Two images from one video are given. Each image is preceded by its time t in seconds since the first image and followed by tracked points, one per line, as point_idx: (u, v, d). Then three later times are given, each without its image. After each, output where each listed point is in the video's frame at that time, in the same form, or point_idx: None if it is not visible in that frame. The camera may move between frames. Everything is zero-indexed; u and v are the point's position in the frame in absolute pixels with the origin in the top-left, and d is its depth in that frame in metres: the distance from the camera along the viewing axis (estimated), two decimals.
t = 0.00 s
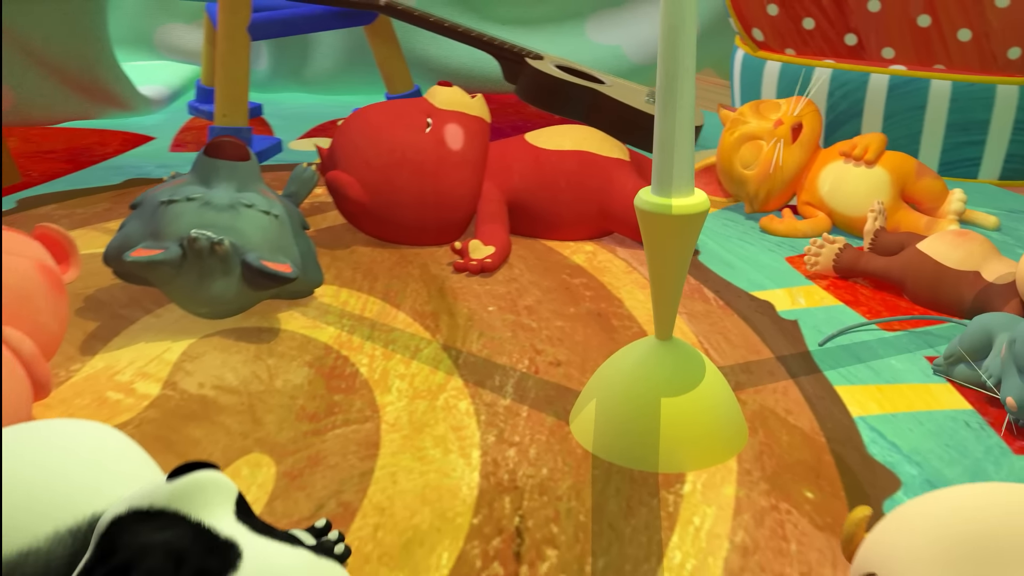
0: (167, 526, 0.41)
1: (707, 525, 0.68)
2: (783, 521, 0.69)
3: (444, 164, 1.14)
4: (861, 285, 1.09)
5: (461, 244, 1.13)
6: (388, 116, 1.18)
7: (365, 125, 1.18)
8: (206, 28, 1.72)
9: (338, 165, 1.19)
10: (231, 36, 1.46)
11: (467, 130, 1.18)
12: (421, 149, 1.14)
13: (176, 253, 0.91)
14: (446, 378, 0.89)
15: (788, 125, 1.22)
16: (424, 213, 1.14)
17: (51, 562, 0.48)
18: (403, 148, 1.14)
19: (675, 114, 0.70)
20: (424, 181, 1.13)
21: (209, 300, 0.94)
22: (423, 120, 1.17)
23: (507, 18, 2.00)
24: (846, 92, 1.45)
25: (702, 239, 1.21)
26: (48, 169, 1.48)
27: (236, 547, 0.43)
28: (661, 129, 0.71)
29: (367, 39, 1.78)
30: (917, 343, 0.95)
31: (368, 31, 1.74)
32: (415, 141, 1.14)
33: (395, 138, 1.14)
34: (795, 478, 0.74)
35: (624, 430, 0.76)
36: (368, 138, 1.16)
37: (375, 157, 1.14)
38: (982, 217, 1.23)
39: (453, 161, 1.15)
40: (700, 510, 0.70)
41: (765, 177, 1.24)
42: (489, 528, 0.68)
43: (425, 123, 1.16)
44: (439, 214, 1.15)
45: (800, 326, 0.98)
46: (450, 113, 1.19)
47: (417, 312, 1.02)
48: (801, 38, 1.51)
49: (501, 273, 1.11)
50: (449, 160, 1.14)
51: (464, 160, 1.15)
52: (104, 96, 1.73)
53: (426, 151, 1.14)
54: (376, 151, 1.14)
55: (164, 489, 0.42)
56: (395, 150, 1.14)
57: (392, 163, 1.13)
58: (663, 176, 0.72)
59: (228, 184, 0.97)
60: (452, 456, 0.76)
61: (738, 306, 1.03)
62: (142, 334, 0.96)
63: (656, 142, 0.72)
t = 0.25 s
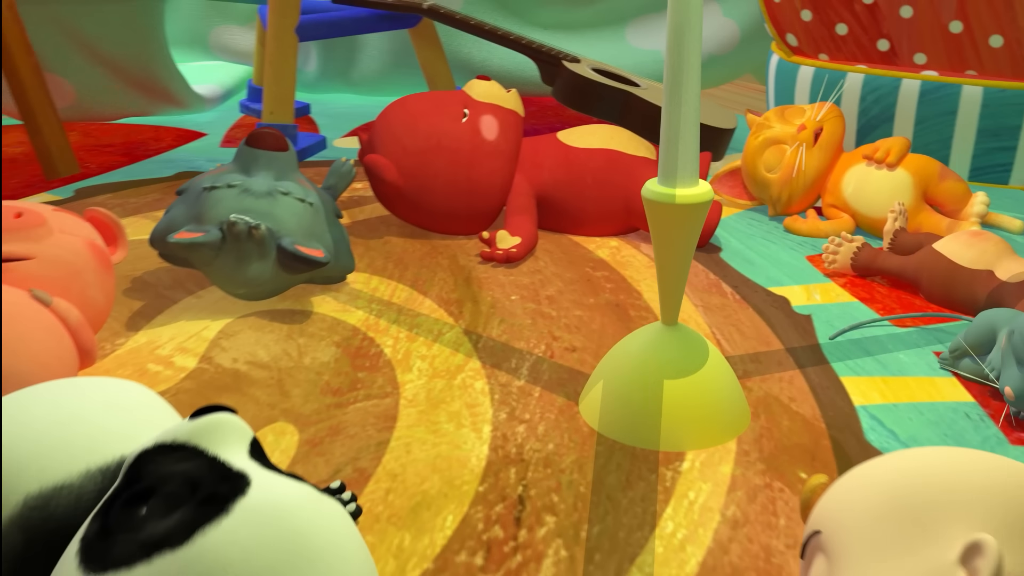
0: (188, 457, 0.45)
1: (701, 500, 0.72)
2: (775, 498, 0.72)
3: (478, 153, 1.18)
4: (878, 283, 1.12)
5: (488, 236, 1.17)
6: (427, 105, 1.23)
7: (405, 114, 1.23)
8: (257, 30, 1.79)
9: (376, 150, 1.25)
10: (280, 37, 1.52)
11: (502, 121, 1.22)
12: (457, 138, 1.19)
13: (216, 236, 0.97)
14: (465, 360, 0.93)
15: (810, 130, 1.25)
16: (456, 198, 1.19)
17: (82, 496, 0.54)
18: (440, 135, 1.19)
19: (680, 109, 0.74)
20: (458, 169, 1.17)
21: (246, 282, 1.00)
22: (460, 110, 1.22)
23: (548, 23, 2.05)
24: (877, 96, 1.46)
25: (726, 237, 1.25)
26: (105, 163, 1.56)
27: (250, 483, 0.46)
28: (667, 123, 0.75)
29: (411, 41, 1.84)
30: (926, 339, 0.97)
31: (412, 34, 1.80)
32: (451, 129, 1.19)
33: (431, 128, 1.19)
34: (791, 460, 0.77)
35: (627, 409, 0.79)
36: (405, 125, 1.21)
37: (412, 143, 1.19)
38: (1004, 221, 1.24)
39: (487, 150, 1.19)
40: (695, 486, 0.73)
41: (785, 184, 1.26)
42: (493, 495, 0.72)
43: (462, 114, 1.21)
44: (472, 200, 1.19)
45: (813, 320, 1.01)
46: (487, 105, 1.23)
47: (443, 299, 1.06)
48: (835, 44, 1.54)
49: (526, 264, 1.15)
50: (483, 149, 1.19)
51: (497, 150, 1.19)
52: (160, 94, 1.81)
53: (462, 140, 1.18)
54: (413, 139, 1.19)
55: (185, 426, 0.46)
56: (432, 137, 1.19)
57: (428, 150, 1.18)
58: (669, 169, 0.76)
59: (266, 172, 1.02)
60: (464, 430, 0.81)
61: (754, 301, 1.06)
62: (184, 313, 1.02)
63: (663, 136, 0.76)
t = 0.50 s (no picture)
0: (214, 400, 0.55)
1: (697, 476, 0.75)
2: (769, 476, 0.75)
3: (507, 148, 1.22)
4: (894, 281, 1.14)
5: (514, 229, 1.22)
6: (460, 102, 1.27)
7: (438, 110, 1.27)
8: (304, 33, 1.86)
9: (410, 143, 1.29)
10: (323, 39, 1.58)
11: (531, 119, 1.27)
12: (487, 134, 1.23)
13: (254, 222, 1.02)
14: (483, 344, 0.97)
15: (831, 134, 1.29)
16: (485, 192, 1.23)
17: (116, 443, 0.61)
18: (471, 130, 1.23)
19: (687, 103, 0.77)
20: (487, 163, 1.22)
21: (282, 265, 1.05)
22: (491, 107, 1.26)
23: (587, 28, 2.09)
24: (906, 101, 1.48)
25: (747, 235, 1.28)
26: (156, 157, 1.63)
27: (267, 422, 0.55)
28: (674, 117, 0.79)
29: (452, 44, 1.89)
30: (935, 334, 0.99)
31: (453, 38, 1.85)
32: (482, 124, 1.24)
33: (463, 124, 1.24)
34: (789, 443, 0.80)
35: (632, 390, 0.83)
36: (439, 120, 1.26)
37: (445, 136, 1.24)
38: (1017, 224, 1.27)
39: (516, 146, 1.23)
40: (694, 463, 0.77)
41: (805, 186, 1.30)
42: (500, 465, 0.77)
43: (493, 111, 1.25)
44: (500, 194, 1.23)
45: (825, 315, 1.04)
46: (518, 102, 1.28)
47: (467, 288, 1.11)
48: (865, 49, 1.56)
49: (549, 258, 1.20)
50: (512, 145, 1.23)
51: (526, 146, 1.24)
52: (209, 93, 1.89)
53: (492, 135, 1.23)
54: (445, 132, 1.24)
55: (215, 376, 0.56)
56: (464, 132, 1.23)
57: (459, 143, 1.23)
58: (675, 161, 0.80)
59: (303, 163, 1.08)
60: (477, 407, 0.85)
61: (769, 295, 1.09)
62: (222, 295, 1.08)
63: (670, 129, 0.80)
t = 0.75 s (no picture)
0: (239, 357, 0.64)
1: (696, 454, 0.79)
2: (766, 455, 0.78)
3: (531, 148, 1.27)
4: (906, 279, 1.17)
5: (537, 224, 1.26)
6: (487, 103, 1.32)
7: (466, 111, 1.33)
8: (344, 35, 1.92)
9: (440, 143, 1.35)
10: (361, 41, 1.63)
11: (555, 119, 1.31)
12: (512, 134, 1.27)
13: (287, 211, 1.07)
14: (500, 330, 1.02)
15: (850, 136, 1.32)
16: (509, 191, 1.28)
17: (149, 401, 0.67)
18: (497, 131, 1.28)
19: (692, 98, 0.81)
20: (512, 163, 1.27)
21: (313, 253, 1.11)
22: (516, 109, 1.31)
23: (620, 34, 2.13)
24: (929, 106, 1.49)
25: (765, 234, 1.31)
26: (200, 154, 1.70)
27: (286, 377, 0.64)
28: (680, 112, 0.83)
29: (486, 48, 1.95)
30: (941, 329, 1.01)
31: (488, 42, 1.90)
32: (507, 126, 1.28)
33: (489, 125, 1.29)
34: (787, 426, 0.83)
35: (638, 373, 0.87)
36: (466, 121, 1.31)
37: (471, 137, 1.29)
38: None
39: (540, 146, 1.27)
40: (693, 442, 0.80)
41: (824, 186, 1.33)
42: (508, 440, 0.81)
43: (518, 112, 1.30)
44: (524, 193, 1.28)
45: (834, 309, 1.07)
46: (542, 104, 1.32)
47: (489, 279, 1.15)
48: (890, 55, 1.58)
49: (570, 252, 1.24)
50: (536, 145, 1.27)
51: (549, 146, 1.28)
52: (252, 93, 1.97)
53: (517, 135, 1.27)
54: (472, 133, 1.29)
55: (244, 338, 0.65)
56: (490, 133, 1.28)
57: (486, 143, 1.28)
58: (681, 154, 0.84)
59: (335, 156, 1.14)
60: (490, 387, 0.89)
61: (781, 290, 1.12)
62: (256, 281, 1.14)
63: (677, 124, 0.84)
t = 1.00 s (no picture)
0: (260, 329, 0.69)
1: (695, 435, 0.82)
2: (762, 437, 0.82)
3: (550, 150, 1.31)
4: (915, 278, 1.19)
5: (556, 220, 1.31)
6: (509, 108, 1.37)
7: (489, 115, 1.38)
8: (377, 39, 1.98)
9: (464, 146, 1.40)
10: (393, 44, 1.68)
11: (574, 122, 1.35)
12: (532, 137, 1.32)
13: (315, 203, 1.13)
14: (515, 319, 1.06)
15: (866, 137, 1.35)
16: (530, 191, 1.33)
17: (178, 368, 0.73)
18: (518, 134, 1.33)
19: (697, 95, 0.86)
20: (532, 164, 1.31)
21: (340, 243, 1.16)
22: (537, 113, 1.36)
23: (649, 39, 2.16)
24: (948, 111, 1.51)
25: (780, 233, 1.34)
26: (237, 152, 1.77)
27: (302, 347, 0.69)
28: (686, 108, 0.87)
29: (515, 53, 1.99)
30: (944, 324, 1.04)
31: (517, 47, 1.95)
32: (527, 129, 1.33)
33: (511, 129, 1.33)
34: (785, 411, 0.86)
35: (643, 360, 0.91)
36: (488, 125, 1.36)
37: (493, 139, 1.34)
38: None
39: (558, 148, 1.32)
40: (693, 425, 0.84)
41: (839, 185, 1.37)
42: (515, 418, 0.85)
43: (539, 115, 1.35)
44: (544, 193, 1.33)
45: (841, 304, 1.10)
46: (562, 108, 1.37)
47: (507, 272, 1.20)
48: (911, 60, 1.60)
49: (588, 247, 1.28)
50: (555, 147, 1.32)
51: (568, 148, 1.32)
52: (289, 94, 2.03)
53: (536, 138, 1.32)
54: (493, 135, 1.34)
55: (266, 312, 0.71)
56: (511, 136, 1.33)
57: (506, 146, 1.32)
58: (686, 149, 0.87)
59: (361, 151, 1.19)
60: (502, 370, 0.94)
61: (790, 286, 1.15)
62: (286, 270, 1.20)
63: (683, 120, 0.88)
